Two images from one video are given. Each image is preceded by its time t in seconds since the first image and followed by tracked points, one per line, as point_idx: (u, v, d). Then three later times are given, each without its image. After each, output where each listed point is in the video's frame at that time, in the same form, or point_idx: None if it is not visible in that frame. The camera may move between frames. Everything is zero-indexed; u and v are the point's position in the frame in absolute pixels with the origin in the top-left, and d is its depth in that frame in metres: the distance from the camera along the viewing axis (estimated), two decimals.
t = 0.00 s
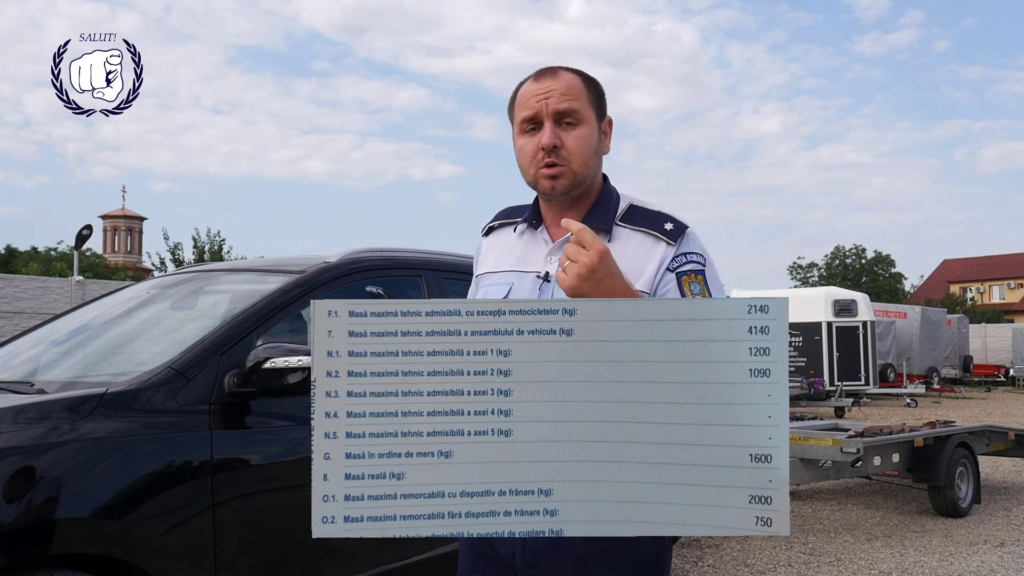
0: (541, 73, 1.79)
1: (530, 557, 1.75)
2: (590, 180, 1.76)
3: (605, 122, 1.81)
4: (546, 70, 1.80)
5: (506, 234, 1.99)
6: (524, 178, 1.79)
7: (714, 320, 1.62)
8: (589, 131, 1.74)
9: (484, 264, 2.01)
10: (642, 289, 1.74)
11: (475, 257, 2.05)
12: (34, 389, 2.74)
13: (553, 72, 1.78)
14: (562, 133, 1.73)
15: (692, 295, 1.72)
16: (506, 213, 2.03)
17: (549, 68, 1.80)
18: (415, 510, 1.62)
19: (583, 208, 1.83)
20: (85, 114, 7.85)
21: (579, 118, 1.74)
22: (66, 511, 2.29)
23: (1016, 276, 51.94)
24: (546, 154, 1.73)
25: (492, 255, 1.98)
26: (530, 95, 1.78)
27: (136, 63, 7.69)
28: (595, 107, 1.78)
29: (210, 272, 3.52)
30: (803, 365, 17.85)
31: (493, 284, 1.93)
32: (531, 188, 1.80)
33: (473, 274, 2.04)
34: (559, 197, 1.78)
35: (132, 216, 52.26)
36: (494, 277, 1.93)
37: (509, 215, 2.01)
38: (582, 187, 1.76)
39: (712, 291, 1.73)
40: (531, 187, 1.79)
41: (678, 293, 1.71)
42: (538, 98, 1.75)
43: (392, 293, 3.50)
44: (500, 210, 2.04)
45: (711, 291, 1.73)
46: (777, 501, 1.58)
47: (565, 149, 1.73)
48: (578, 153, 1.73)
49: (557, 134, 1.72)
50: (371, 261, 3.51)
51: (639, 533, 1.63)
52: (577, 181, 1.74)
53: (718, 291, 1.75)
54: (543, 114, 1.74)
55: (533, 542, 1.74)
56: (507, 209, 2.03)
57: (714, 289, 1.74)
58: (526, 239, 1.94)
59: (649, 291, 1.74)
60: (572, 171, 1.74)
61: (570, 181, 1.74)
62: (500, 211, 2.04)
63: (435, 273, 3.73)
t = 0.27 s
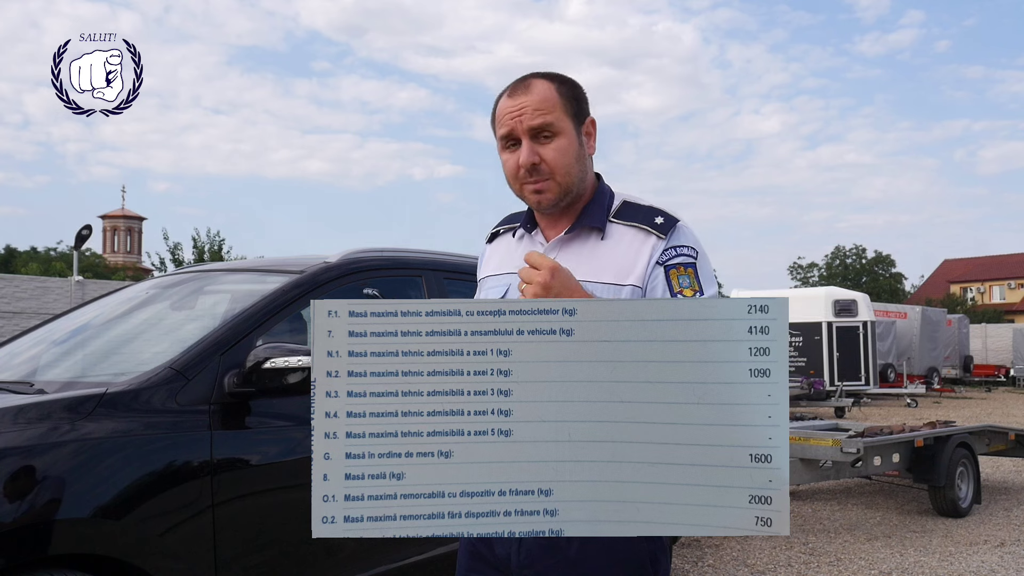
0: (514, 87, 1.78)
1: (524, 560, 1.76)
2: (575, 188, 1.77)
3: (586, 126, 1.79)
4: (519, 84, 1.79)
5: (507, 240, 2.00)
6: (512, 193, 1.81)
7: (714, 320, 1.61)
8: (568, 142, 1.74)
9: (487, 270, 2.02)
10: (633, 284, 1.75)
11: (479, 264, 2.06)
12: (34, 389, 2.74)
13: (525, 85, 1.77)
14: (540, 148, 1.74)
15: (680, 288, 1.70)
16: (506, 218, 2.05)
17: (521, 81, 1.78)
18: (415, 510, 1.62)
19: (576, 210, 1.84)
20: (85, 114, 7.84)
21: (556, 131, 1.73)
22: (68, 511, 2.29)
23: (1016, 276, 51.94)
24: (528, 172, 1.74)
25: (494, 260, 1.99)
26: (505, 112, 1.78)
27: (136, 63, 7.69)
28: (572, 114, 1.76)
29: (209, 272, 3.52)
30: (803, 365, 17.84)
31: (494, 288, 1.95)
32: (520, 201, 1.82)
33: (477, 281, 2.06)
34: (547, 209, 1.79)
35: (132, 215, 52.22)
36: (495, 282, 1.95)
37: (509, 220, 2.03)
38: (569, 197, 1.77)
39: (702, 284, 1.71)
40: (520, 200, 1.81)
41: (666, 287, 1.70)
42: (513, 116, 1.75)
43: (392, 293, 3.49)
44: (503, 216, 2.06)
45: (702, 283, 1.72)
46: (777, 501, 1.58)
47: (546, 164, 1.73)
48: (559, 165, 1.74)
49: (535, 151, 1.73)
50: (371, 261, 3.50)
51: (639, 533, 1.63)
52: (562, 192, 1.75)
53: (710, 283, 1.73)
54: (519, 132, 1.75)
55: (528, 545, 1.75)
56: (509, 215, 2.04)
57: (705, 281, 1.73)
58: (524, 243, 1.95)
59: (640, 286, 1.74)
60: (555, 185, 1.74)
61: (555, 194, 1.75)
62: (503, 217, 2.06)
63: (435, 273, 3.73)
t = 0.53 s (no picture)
0: (513, 92, 1.78)
1: (527, 560, 1.76)
2: (577, 191, 1.78)
3: (586, 128, 1.80)
4: (518, 88, 1.78)
5: (507, 242, 2.00)
6: (514, 197, 1.81)
7: (714, 320, 1.61)
8: (569, 146, 1.74)
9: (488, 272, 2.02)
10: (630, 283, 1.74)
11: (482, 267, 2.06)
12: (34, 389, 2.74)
13: (524, 90, 1.76)
14: (542, 153, 1.74)
15: (676, 286, 1.69)
16: (508, 221, 2.04)
17: (520, 86, 1.78)
18: (415, 510, 1.62)
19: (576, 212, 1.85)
20: (84, 114, 7.84)
21: (557, 135, 1.73)
22: (69, 511, 2.29)
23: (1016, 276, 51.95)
24: (530, 177, 1.74)
25: (495, 262, 1.99)
26: (505, 117, 1.77)
27: (136, 63, 7.70)
28: (572, 118, 1.76)
29: (210, 273, 3.52)
30: (803, 365, 17.85)
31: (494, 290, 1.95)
32: (522, 205, 1.82)
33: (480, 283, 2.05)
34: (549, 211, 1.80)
35: (132, 215, 52.23)
36: (495, 283, 1.94)
37: (510, 223, 2.02)
38: (571, 201, 1.78)
39: (699, 282, 1.69)
40: (522, 204, 1.82)
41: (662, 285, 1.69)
42: (513, 122, 1.75)
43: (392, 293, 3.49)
44: (505, 219, 2.05)
45: (699, 281, 1.70)
46: (777, 501, 1.58)
47: (548, 168, 1.74)
48: (561, 169, 1.74)
49: (537, 156, 1.73)
50: (371, 261, 3.51)
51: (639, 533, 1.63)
52: (565, 196, 1.76)
53: (708, 282, 1.71)
54: (521, 137, 1.75)
55: (530, 544, 1.75)
56: (510, 217, 2.04)
57: (702, 278, 1.72)
58: (524, 244, 1.94)
59: (637, 286, 1.73)
60: (557, 189, 1.75)
61: (557, 198, 1.76)
62: (505, 220, 2.05)
63: (435, 273, 3.73)
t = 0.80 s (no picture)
0: (537, 82, 1.78)
1: (529, 560, 1.76)
2: (591, 186, 1.78)
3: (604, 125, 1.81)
4: (541, 79, 1.79)
5: (512, 240, 2.00)
6: (527, 187, 1.81)
7: (714, 320, 1.62)
8: (588, 139, 1.75)
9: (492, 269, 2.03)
10: (643, 278, 1.75)
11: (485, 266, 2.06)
12: (34, 389, 2.74)
13: (548, 81, 1.77)
14: (561, 144, 1.74)
15: (692, 283, 1.70)
16: (511, 221, 2.04)
17: (544, 76, 1.78)
18: (415, 510, 1.62)
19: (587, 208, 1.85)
20: (84, 114, 7.83)
21: (578, 127, 1.74)
22: (70, 510, 2.29)
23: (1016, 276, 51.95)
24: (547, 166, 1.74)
25: (500, 260, 1.99)
26: (527, 105, 1.77)
27: (136, 63, 7.70)
28: (593, 113, 1.77)
29: (210, 272, 3.52)
30: (803, 365, 17.84)
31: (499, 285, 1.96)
32: (534, 195, 1.82)
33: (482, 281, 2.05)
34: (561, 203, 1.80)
35: (132, 215, 52.20)
36: (500, 278, 1.95)
37: (514, 222, 2.02)
38: (585, 194, 1.78)
39: (712, 280, 1.72)
40: (534, 194, 1.81)
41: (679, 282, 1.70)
42: (535, 110, 1.75)
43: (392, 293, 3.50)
44: (507, 219, 2.06)
45: (710, 281, 1.73)
46: (777, 501, 1.58)
47: (565, 159, 1.74)
48: (579, 161, 1.75)
49: (557, 146, 1.73)
50: (371, 261, 3.51)
51: (639, 533, 1.63)
52: (579, 188, 1.76)
53: (719, 281, 1.74)
54: (541, 126, 1.75)
55: (533, 545, 1.75)
56: (514, 216, 2.05)
57: (713, 279, 1.75)
58: (530, 241, 1.95)
59: (649, 282, 1.74)
60: (573, 181, 1.75)
61: (572, 190, 1.76)
62: (507, 219, 2.06)
63: (435, 273, 3.73)
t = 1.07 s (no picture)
0: (554, 82, 1.79)
1: (542, 559, 1.75)
2: (606, 189, 1.79)
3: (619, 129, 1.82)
4: (558, 80, 1.80)
5: (523, 239, 1.99)
6: (541, 187, 1.81)
7: (714, 320, 1.62)
8: (604, 141, 1.76)
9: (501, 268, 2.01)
10: (658, 285, 1.74)
11: (493, 264, 2.05)
12: (34, 389, 2.74)
13: (566, 82, 1.78)
14: (578, 145, 1.74)
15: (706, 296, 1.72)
16: (521, 220, 2.03)
17: (561, 77, 1.79)
18: (415, 510, 1.62)
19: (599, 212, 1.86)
20: (84, 114, 7.83)
21: (594, 129, 1.75)
22: (70, 510, 2.30)
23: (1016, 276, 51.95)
24: (563, 166, 1.75)
25: (510, 259, 1.98)
26: (543, 105, 1.78)
27: (136, 63, 7.71)
28: (609, 115, 1.78)
29: (210, 273, 3.52)
30: (803, 365, 17.84)
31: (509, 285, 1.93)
32: (547, 196, 1.82)
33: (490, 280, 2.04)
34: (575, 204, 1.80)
35: (132, 216, 52.21)
36: (511, 278, 1.93)
37: (525, 222, 2.01)
38: (599, 197, 1.78)
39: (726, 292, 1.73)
40: (548, 195, 1.81)
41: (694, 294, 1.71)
42: (553, 110, 1.76)
43: (392, 293, 3.49)
44: (517, 217, 2.05)
45: (725, 292, 1.74)
46: (777, 501, 1.58)
47: (582, 160, 1.74)
48: (595, 163, 1.75)
49: (573, 147, 1.74)
50: (371, 261, 3.50)
51: (639, 533, 1.63)
52: (594, 190, 1.77)
53: (732, 291, 1.75)
54: (558, 126, 1.75)
55: (546, 543, 1.74)
56: (524, 216, 2.03)
57: (728, 289, 1.75)
58: (542, 242, 1.94)
59: (664, 289, 1.74)
60: (588, 182, 1.76)
61: (587, 191, 1.76)
62: (517, 218, 2.05)
63: (435, 273, 3.73)
